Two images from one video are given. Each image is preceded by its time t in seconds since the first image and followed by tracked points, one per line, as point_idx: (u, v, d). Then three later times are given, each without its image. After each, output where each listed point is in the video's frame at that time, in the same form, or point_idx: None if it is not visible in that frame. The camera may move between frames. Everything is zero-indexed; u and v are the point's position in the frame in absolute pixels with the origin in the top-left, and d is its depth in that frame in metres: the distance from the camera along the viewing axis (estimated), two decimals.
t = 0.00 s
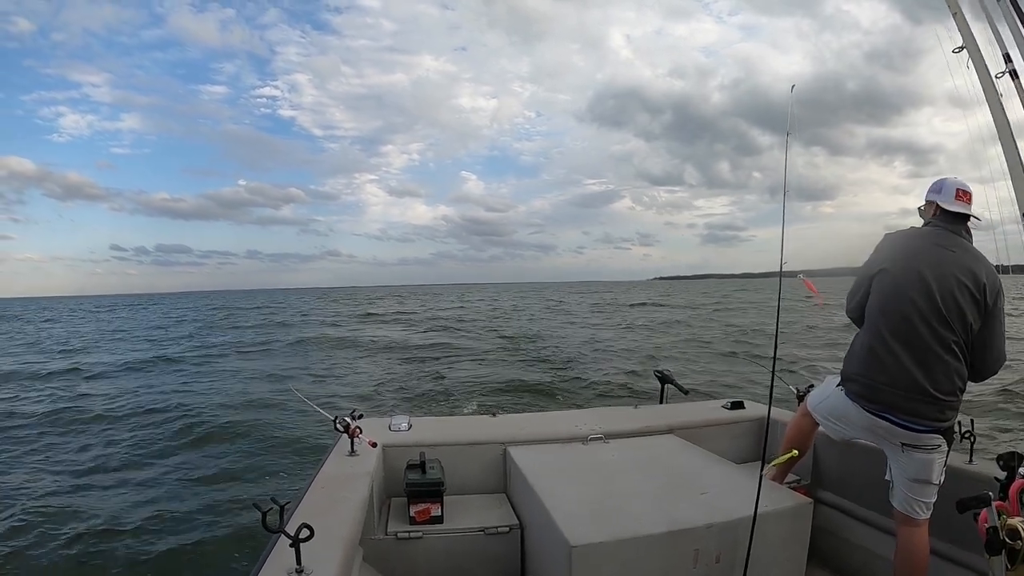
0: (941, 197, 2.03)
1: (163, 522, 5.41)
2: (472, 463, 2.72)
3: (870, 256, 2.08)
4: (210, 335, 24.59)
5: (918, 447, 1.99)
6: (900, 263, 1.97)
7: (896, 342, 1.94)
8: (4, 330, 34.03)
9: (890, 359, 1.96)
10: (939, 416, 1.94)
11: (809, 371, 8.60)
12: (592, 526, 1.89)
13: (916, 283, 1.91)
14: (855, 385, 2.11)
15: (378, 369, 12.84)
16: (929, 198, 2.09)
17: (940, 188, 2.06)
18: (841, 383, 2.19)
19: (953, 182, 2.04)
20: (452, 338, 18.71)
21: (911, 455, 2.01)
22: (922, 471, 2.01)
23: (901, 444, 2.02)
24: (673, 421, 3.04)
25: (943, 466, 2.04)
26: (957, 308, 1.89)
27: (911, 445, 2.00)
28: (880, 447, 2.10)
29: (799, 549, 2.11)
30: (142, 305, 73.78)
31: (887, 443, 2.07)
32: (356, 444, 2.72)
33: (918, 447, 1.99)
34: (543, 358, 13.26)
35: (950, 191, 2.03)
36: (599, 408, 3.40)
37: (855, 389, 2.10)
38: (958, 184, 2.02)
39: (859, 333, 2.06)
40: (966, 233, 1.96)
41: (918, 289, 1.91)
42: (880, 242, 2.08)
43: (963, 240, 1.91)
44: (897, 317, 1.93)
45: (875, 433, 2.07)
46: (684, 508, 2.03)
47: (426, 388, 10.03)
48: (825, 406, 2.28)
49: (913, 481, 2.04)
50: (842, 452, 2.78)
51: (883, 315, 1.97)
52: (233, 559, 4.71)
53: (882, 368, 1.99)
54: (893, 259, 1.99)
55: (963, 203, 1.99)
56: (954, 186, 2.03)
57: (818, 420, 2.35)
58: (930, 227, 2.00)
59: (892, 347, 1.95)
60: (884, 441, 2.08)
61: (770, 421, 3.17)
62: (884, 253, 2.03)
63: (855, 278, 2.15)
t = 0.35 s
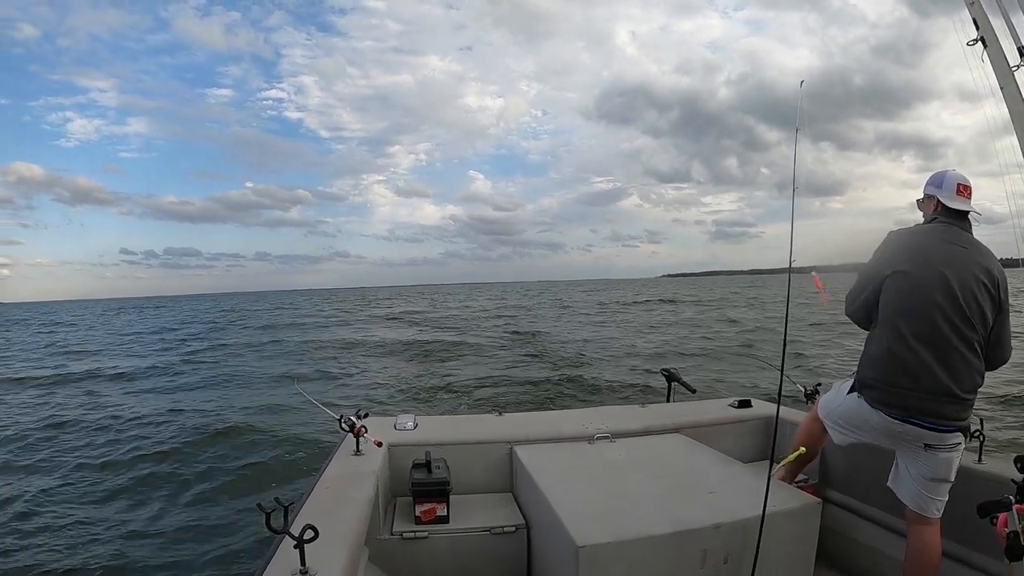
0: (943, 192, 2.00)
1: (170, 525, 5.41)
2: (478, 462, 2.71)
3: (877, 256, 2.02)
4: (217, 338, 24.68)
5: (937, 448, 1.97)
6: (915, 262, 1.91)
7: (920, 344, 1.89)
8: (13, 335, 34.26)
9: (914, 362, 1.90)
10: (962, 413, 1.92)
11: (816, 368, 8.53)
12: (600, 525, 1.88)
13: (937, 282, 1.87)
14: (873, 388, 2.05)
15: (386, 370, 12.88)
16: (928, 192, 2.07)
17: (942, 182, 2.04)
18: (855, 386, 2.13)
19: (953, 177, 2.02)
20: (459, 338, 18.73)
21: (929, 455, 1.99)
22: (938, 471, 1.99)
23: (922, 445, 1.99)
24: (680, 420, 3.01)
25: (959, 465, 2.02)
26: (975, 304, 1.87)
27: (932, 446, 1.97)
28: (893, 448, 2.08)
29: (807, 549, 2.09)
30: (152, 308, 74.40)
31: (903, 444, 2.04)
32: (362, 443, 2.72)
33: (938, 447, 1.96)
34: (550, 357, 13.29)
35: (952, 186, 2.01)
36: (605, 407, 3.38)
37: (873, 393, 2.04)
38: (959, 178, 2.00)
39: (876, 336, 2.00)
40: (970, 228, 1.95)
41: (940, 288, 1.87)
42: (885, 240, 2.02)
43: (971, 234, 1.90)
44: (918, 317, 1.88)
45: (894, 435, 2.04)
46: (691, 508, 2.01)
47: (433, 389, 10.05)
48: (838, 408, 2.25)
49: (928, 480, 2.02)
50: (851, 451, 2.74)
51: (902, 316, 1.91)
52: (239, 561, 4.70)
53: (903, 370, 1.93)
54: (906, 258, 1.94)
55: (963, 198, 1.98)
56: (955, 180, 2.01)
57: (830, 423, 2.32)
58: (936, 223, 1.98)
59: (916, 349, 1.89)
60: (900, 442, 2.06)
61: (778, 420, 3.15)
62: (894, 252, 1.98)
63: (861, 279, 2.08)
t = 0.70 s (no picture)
0: (933, 193, 2.00)
1: (177, 523, 5.43)
2: (480, 458, 2.71)
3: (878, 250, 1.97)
4: (224, 337, 24.78)
5: (942, 441, 1.95)
6: (921, 258, 1.89)
7: (933, 341, 1.87)
8: (24, 337, 34.51)
9: (927, 358, 1.89)
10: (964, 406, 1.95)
11: (822, 362, 8.49)
12: (601, 520, 1.87)
13: (946, 279, 1.86)
14: (877, 385, 2.02)
15: (389, 367, 12.90)
16: (918, 191, 2.07)
17: (931, 181, 2.03)
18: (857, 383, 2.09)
19: (944, 177, 2.01)
20: (462, 334, 18.75)
21: (932, 449, 1.98)
22: (938, 464, 1.98)
23: (926, 440, 1.97)
24: (682, 415, 2.99)
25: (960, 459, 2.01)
26: (975, 299, 1.90)
27: (936, 440, 1.96)
28: (894, 442, 2.06)
29: (810, 544, 2.07)
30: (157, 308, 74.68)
31: (904, 438, 2.02)
32: (363, 438, 2.72)
33: (943, 441, 1.95)
34: (553, 352, 13.29)
35: (942, 186, 2.01)
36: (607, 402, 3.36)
37: (880, 390, 2.01)
38: (949, 179, 2.00)
39: (883, 332, 1.95)
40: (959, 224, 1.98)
41: (948, 285, 1.86)
42: (883, 234, 1.97)
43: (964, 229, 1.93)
44: (929, 314, 1.87)
45: (897, 431, 2.02)
46: (693, 503, 2.00)
47: (436, 385, 10.07)
48: (835, 404, 2.22)
49: (928, 473, 2.01)
50: (854, 446, 2.72)
51: (913, 313, 1.89)
52: (246, 559, 4.72)
53: (915, 368, 1.91)
54: (911, 254, 1.91)
55: (953, 199, 1.99)
56: (945, 180, 2.01)
57: (828, 418, 2.29)
58: (929, 219, 1.98)
59: (929, 346, 1.87)
60: (901, 437, 2.04)
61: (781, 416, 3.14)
62: (896, 248, 1.94)
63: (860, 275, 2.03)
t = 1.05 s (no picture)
0: (922, 196, 1.99)
1: (193, 519, 5.50)
2: (492, 452, 2.72)
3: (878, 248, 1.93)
4: (236, 335, 24.99)
5: (940, 437, 1.95)
6: (920, 256, 1.87)
7: (934, 339, 1.86)
8: (43, 337, 35.04)
9: (928, 356, 1.87)
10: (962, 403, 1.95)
11: (834, 356, 8.43)
12: (613, 514, 1.87)
13: (945, 277, 1.85)
14: (878, 382, 2.00)
15: (399, 363, 12.97)
16: (907, 196, 2.05)
17: (919, 186, 2.02)
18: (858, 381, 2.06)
19: (932, 180, 2.00)
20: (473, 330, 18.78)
21: (931, 446, 1.97)
22: (938, 459, 1.97)
23: (925, 436, 1.96)
24: (693, 411, 2.98)
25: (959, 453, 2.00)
26: (970, 297, 1.90)
27: (935, 436, 1.95)
28: (894, 438, 2.04)
29: (821, 540, 2.07)
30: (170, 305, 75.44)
31: (904, 434, 2.02)
32: (376, 431, 2.74)
33: (941, 437, 1.94)
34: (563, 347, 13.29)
35: (930, 190, 2.00)
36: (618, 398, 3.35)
37: (881, 388, 1.99)
38: (938, 182, 1.99)
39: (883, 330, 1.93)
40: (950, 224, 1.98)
41: (948, 283, 1.85)
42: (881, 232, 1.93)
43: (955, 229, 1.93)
44: (931, 312, 1.85)
45: (897, 427, 2.00)
46: (705, 498, 2.00)
47: (445, 381, 10.12)
48: (837, 400, 2.21)
49: (927, 469, 2.00)
50: (863, 442, 2.70)
51: (914, 311, 1.87)
52: (261, 556, 4.76)
53: (918, 366, 1.89)
54: (911, 252, 1.89)
55: (942, 202, 1.97)
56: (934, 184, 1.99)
57: (831, 413, 2.27)
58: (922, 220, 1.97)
59: (931, 343, 1.86)
60: (901, 433, 2.03)
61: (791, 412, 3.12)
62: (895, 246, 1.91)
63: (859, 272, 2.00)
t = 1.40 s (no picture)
0: (940, 195, 1.98)
1: (206, 520, 5.56)
2: (501, 454, 2.73)
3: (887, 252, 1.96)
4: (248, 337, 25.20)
5: (943, 446, 1.94)
6: (925, 261, 1.87)
7: (931, 345, 1.86)
8: (59, 340, 35.52)
9: (925, 362, 1.87)
10: (967, 414, 1.92)
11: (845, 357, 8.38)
12: (620, 516, 1.88)
13: (949, 284, 1.84)
14: (878, 386, 2.02)
15: (410, 366, 13.02)
16: (924, 196, 2.04)
17: (936, 186, 2.02)
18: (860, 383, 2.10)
19: (949, 179, 2.00)
20: (483, 332, 18.81)
21: (934, 454, 1.96)
22: (943, 468, 1.96)
23: (927, 444, 1.96)
24: (701, 414, 2.99)
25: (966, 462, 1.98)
26: (981, 307, 1.86)
27: (937, 444, 1.94)
28: (899, 445, 2.04)
29: (828, 542, 2.06)
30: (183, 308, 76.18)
31: (908, 441, 2.01)
32: (386, 432, 2.76)
33: (943, 445, 1.94)
34: (573, 349, 13.28)
35: (948, 190, 1.99)
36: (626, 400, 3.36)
37: (880, 392, 2.01)
38: (954, 181, 1.98)
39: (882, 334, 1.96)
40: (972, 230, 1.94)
41: (951, 290, 1.83)
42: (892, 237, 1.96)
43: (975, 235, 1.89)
44: (929, 318, 1.85)
45: (901, 434, 2.00)
46: (712, 500, 2.00)
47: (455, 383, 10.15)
48: (842, 405, 2.21)
49: (934, 477, 2.00)
50: (872, 447, 2.69)
51: (913, 317, 1.88)
52: (273, 557, 4.81)
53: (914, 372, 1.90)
54: (917, 257, 1.89)
55: (960, 200, 1.96)
56: (951, 183, 1.99)
57: (837, 417, 2.26)
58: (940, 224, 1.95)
59: (927, 349, 1.86)
60: (906, 440, 2.02)
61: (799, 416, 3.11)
62: (903, 251, 1.93)
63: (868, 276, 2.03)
